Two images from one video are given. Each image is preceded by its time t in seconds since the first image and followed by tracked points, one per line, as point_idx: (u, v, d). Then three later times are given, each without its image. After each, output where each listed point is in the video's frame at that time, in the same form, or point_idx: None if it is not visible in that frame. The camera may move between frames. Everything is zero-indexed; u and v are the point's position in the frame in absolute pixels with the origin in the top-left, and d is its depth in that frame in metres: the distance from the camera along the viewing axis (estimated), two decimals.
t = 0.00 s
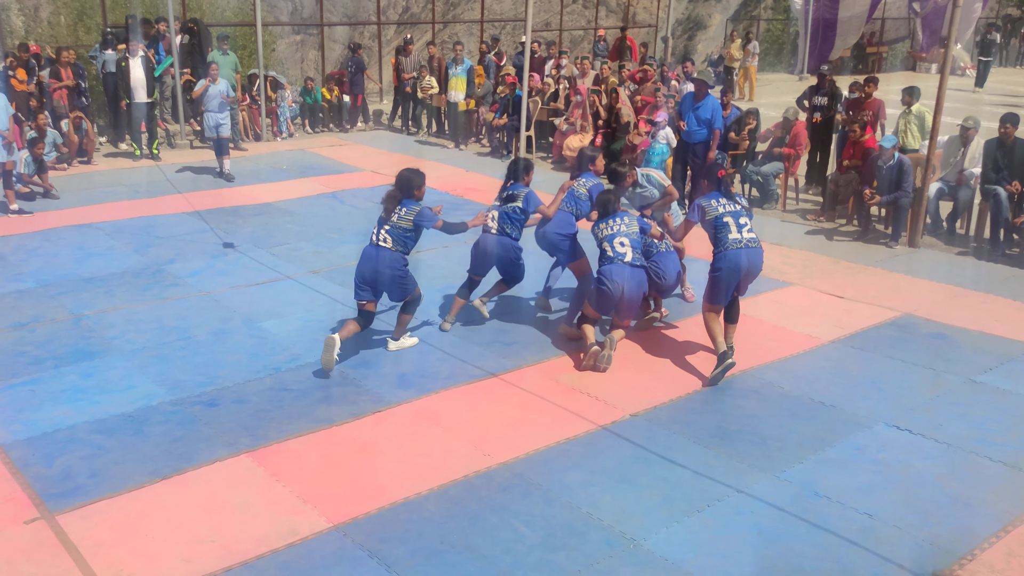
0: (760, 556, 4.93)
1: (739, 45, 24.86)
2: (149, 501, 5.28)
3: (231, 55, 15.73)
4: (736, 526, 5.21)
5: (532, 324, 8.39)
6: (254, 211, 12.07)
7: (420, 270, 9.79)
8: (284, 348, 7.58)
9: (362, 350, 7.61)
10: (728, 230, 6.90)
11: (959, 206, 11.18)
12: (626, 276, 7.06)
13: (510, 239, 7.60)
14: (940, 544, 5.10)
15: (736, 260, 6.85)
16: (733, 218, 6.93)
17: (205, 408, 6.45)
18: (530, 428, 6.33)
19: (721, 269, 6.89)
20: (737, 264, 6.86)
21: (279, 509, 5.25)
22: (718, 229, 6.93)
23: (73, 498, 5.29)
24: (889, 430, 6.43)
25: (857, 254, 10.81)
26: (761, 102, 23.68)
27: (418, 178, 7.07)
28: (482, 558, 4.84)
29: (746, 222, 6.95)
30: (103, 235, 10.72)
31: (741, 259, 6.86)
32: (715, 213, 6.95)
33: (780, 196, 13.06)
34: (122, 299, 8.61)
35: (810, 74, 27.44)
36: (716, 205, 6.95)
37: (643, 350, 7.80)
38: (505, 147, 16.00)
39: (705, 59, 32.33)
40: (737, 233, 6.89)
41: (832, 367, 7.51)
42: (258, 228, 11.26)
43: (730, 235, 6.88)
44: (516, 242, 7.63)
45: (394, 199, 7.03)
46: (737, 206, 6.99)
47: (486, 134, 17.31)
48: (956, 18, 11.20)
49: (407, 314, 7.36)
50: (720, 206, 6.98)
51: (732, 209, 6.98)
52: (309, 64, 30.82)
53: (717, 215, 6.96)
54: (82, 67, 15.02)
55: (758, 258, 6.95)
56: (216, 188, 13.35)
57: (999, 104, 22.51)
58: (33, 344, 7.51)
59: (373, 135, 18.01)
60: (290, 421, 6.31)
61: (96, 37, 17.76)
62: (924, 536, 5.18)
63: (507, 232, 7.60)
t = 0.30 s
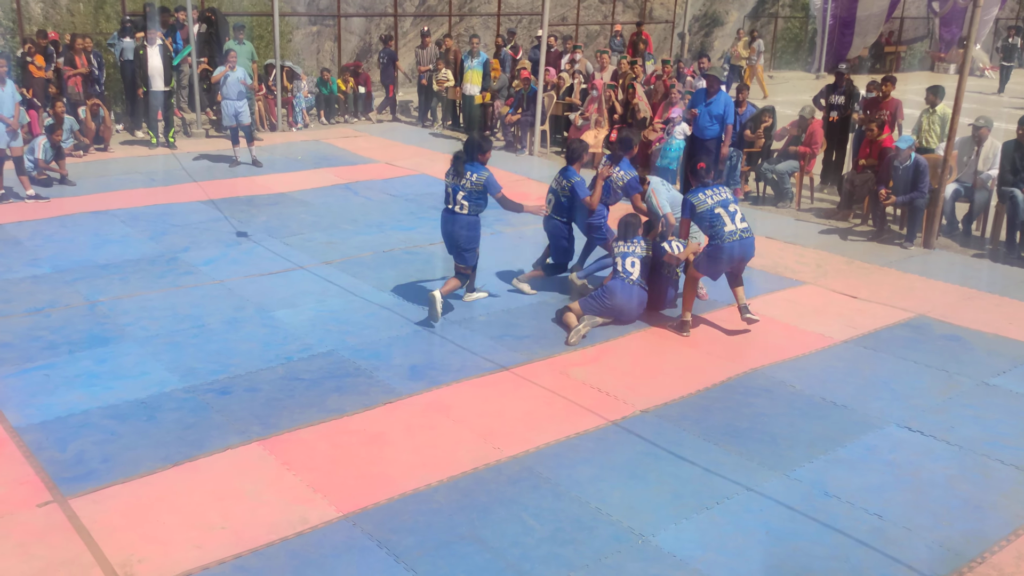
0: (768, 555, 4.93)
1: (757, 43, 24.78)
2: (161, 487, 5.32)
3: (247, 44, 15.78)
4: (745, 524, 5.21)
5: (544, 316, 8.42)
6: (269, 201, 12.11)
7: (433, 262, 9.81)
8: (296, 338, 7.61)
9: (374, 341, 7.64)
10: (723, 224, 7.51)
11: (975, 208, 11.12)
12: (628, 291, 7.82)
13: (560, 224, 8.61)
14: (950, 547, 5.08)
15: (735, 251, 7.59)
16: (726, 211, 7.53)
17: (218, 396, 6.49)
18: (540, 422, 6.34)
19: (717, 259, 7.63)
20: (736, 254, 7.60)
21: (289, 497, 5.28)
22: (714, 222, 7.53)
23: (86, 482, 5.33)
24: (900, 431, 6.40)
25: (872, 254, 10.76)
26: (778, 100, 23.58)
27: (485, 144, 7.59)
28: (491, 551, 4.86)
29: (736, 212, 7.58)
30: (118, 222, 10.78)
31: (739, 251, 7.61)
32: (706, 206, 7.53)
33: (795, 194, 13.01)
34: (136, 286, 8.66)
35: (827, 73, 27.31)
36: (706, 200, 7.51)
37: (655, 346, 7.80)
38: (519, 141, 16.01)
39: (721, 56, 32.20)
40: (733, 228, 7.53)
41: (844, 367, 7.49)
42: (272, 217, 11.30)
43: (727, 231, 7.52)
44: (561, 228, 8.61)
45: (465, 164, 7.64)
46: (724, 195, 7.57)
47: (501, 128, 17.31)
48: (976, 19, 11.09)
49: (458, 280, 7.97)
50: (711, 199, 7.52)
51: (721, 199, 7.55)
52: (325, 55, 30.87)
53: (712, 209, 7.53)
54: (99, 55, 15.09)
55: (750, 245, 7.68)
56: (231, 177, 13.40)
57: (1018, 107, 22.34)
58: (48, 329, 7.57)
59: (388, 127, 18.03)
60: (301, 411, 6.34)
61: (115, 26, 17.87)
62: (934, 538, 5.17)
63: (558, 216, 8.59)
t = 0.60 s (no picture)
0: (783, 557, 4.91)
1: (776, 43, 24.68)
2: (177, 480, 5.36)
3: (266, 41, 15.85)
4: (759, 525, 5.19)
5: (561, 314, 8.43)
6: (286, 197, 12.17)
7: (449, 260, 9.82)
8: (312, 334, 7.65)
9: (389, 338, 7.66)
10: (744, 224, 7.90)
11: (994, 212, 11.04)
12: (688, 297, 8.04)
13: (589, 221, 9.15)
14: (966, 551, 5.04)
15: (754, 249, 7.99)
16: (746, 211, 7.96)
17: (234, 391, 6.53)
18: (555, 420, 6.33)
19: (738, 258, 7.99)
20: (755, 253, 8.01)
21: (304, 492, 5.31)
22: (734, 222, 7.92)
23: (103, 474, 5.38)
24: (917, 434, 6.36)
25: (890, 256, 10.70)
26: (797, 100, 23.46)
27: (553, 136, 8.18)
28: (505, 548, 4.86)
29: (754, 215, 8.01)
30: (137, 217, 10.86)
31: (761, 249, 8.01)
32: (729, 209, 7.97)
33: (813, 195, 12.96)
34: (155, 280, 8.73)
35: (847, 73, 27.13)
36: (729, 203, 7.96)
37: (670, 345, 7.79)
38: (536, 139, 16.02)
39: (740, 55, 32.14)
40: (752, 228, 7.92)
41: (861, 369, 7.45)
42: (290, 214, 11.35)
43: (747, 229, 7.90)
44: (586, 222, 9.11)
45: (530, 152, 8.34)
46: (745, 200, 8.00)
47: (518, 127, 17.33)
48: (998, 20, 10.98)
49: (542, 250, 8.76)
50: (731, 203, 7.99)
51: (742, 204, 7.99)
52: (343, 52, 31.01)
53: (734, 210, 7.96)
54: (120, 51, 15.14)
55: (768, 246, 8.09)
56: (248, 173, 13.48)
57: None
58: (67, 322, 7.64)
59: (405, 124, 18.09)
60: (317, 406, 6.37)
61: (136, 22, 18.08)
62: (950, 542, 5.13)
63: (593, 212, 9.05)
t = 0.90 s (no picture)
0: (787, 558, 4.90)
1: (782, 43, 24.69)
2: (181, 478, 5.37)
3: (271, 40, 15.87)
4: (763, 526, 5.18)
5: (566, 313, 8.43)
6: (291, 196, 12.19)
7: (453, 259, 9.83)
8: (316, 332, 7.66)
9: (394, 336, 7.67)
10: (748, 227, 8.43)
11: (1000, 213, 11.01)
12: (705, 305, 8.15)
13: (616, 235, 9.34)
14: (970, 553, 5.03)
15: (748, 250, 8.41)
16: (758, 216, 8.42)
17: (238, 389, 6.54)
18: (558, 420, 6.34)
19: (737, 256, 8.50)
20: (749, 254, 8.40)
21: (307, 490, 5.32)
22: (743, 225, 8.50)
23: (108, 471, 5.40)
24: (921, 436, 6.35)
25: (895, 257, 10.67)
26: (802, 100, 23.45)
27: (600, 140, 8.75)
28: (508, 548, 4.86)
29: (766, 224, 8.35)
30: (142, 215, 10.88)
31: (751, 255, 8.40)
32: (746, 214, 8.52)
33: (818, 195, 12.92)
34: (160, 278, 8.75)
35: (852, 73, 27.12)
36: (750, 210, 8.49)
37: (675, 345, 7.78)
38: (541, 139, 16.03)
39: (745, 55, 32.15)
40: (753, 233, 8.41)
41: (865, 370, 7.43)
42: (295, 212, 11.37)
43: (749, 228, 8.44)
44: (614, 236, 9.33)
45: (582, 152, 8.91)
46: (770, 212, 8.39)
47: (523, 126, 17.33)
48: (1005, 20, 10.93)
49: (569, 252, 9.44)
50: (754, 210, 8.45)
51: (761, 213, 8.40)
52: (349, 51, 31.07)
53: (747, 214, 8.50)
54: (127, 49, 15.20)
55: (768, 252, 8.37)
56: (253, 171, 13.51)
57: None
58: (72, 319, 7.66)
59: (409, 123, 18.10)
60: (321, 405, 6.38)
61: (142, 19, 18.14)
62: (953, 543, 5.12)
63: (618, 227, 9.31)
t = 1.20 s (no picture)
0: (785, 558, 4.91)
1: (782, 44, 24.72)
2: (180, 479, 5.37)
3: (270, 40, 15.87)
4: (762, 527, 5.18)
5: (566, 314, 8.42)
6: (291, 196, 12.19)
7: (452, 260, 9.82)
8: (315, 333, 7.65)
9: (393, 337, 7.67)
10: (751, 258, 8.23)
11: (999, 213, 11.01)
12: (711, 308, 8.16)
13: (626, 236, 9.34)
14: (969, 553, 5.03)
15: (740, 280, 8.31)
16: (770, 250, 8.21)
17: (238, 390, 6.54)
18: (558, 421, 6.34)
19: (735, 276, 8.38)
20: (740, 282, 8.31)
21: (307, 491, 5.32)
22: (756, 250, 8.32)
23: (107, 472, 5.40)
24: (921, 436, 6.35)
25: (895, 258, 10.67)
26: (801, 101, 23.47)
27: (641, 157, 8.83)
28: (508, 548, 4.86)
29: (768, 260, 8.16)
30: (141, 216, 10.88)
31: (743, 285, 8.30)
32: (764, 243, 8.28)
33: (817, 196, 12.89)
34: (159, 279, 8.75)
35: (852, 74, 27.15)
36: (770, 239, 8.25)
37: (674, 346, 7.78)
38: (541, 140, 16.02)
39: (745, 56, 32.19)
40: (752, 267, 8.21)
41: (865, 371, 7.43)
42: (294, 213, 11.37)
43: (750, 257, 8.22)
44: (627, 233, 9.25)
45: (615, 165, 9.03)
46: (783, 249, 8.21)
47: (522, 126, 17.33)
48: (1004, 21, 10.93)
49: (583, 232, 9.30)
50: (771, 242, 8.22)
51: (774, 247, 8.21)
52: (348, 51, 31.10)
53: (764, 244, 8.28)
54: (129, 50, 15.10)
55: (757, 291, 8.23)
56: (253, 172, 13.51)
57: None
58: (71, 320, 7.66)
59: (409, 124, 18.09)
60: (320, 406, 6.37)
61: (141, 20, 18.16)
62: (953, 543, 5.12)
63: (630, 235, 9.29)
